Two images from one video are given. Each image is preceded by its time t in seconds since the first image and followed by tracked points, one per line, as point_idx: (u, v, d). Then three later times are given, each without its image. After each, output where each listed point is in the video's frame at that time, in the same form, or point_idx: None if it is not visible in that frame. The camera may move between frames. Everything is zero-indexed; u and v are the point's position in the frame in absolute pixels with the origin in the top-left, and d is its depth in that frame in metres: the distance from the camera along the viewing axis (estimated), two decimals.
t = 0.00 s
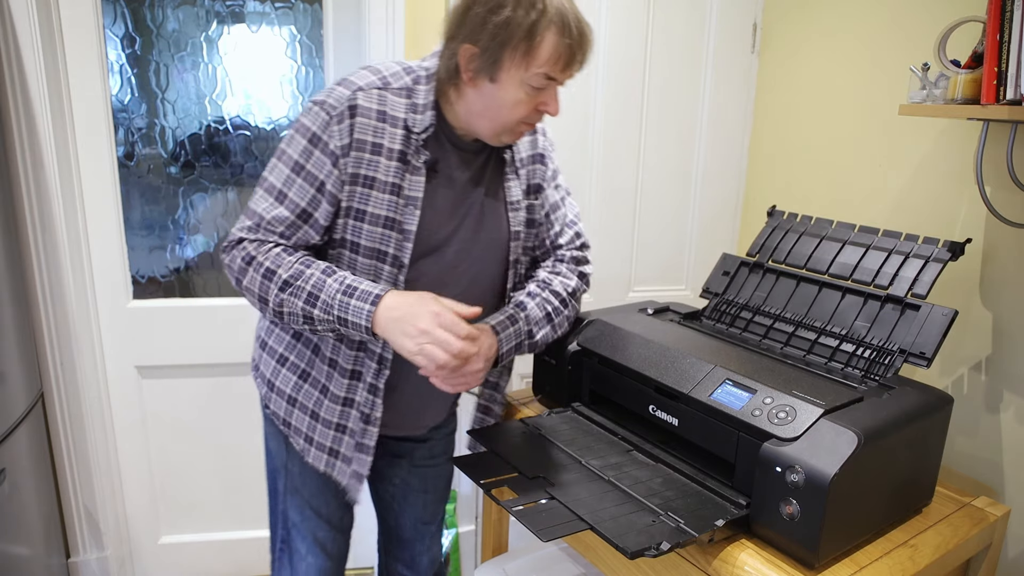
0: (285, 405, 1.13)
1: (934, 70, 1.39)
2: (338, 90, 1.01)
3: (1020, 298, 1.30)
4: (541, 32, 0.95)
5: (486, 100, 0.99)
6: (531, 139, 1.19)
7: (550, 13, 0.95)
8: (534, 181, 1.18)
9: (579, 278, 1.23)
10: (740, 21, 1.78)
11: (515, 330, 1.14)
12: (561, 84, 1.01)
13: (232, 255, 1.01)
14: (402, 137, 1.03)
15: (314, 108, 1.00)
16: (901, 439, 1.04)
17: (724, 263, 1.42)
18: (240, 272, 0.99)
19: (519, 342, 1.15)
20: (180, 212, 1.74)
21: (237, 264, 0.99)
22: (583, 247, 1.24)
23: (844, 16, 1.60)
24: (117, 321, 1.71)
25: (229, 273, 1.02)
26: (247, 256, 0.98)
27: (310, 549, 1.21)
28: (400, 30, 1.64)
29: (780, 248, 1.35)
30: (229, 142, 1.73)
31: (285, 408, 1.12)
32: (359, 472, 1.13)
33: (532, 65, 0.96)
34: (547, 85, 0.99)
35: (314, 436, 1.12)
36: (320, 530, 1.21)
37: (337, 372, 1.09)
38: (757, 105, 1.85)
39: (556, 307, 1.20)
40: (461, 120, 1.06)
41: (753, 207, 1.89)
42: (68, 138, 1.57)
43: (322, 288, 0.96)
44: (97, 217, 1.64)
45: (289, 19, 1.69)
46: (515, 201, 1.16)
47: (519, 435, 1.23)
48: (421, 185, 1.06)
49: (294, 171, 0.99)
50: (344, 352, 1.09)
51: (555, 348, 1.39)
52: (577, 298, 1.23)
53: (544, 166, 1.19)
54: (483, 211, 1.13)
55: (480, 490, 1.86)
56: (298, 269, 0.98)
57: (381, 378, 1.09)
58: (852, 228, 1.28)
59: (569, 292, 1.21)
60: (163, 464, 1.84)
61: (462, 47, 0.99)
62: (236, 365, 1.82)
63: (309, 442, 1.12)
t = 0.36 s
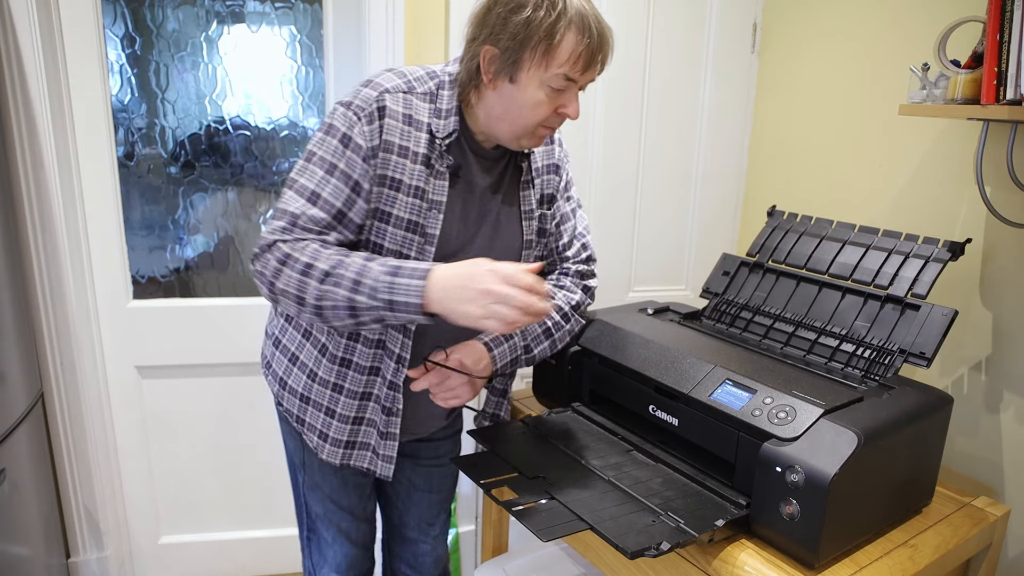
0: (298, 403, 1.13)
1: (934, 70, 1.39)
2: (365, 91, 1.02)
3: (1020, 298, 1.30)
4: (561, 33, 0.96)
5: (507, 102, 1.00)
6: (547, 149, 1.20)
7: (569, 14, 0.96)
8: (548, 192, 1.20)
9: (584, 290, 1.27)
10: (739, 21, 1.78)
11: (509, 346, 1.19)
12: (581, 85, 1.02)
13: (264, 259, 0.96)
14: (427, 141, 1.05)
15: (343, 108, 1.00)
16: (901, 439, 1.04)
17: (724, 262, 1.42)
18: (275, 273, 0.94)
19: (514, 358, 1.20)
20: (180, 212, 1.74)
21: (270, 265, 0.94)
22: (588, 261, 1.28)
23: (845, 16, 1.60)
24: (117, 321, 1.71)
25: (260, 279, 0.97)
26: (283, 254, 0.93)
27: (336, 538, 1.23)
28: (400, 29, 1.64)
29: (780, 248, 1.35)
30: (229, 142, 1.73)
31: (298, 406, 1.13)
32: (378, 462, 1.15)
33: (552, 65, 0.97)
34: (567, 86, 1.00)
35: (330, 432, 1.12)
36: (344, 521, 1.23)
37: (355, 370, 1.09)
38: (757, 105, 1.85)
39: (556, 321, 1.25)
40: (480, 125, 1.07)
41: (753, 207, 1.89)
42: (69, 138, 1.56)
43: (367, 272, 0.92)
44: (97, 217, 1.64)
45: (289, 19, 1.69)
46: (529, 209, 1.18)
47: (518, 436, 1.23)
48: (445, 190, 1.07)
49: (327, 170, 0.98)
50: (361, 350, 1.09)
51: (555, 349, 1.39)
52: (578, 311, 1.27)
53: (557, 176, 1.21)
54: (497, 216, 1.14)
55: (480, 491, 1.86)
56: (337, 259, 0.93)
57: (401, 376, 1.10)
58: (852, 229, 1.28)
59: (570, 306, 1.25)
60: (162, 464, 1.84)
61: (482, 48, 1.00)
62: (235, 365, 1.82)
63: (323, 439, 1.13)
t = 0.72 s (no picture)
0: (284, 407, 1.15)
1: (934, 70, 1.39)
2: (364, 100, 1.03)
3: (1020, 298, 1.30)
4: (547, 39, 0.96)
5: (495, 108, 1.01)
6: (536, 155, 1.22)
7: (555, 20, 0.96)
8: (539, 197, 1.22)
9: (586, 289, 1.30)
10: (740, 21, 1.78)
11: (513, 336, 1.20)
12: (569, 91, 1.01)
13: (299, 275, 0.95)
14: (424, 151, 1.06)
15: (344, 117, 1.01)
16: (901, 439, 1.05)
17: (724, 263, 1.42)
18: (312, 287, 0.93)
19: (519, 349, 1.21)
20: (180, 212, 1.74)
21: (307, 281, 0.94)
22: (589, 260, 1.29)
23: (845, 16, 1.60)
24: (117, 321, 1.71)
25: (293, 295, 0.96)
26: (321, 268, 0.93)
27: (320, 540, 1.25)
28: (400, 29, 1.64)
29: (780, 248, 1.35)
30: (229, 142, 1.73)
31: (284, 410, 1.14)
32: (359, 478, 1.14)
33: (538, 70, 0.97)
34: (554, 93, 1.00)
35: (315, 436, 1.14)
36: (327, 525, 1.25)
37: (345, 375, 1.12)
38: (757, 105, 1.85)
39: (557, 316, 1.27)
40: (472, 132, 1.07)
41: (753, 207, 1.89)
42: (69, 138, 1.56)
43: (416, 271, 0.93)
44: (97, 217, 1.64)
45: (289, 19, 1.69)
46: (518, 217, 1.20)
47: (518, 436, 1.23)
48: (443, 199, 1.08)
49: (343, 180, 0.98)
50: (353, 356, 1.12)
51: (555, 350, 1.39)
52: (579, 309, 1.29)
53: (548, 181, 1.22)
54: (482, 223, 1.17)
55: (480, 491, 1.86)
56: (379, 266, 0.94)
57: (390, 386, 1.11)
58: (852, 229, 1.29)
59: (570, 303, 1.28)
60: (162, 464, 1.84)
61: (472, 55, 1.01)
62: (235, 365, 1.82)
63: (308, 443, 1.15)
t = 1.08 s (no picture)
0: (259, 402, 1.17)
1: (934, 70, 1.39)
2: (345, 102, 1.07)
3: (1020, 298, 1.30)
4: (521, 42, 0.98)
5: (472, 110, 1.03)
6: (526, 157, 1.24)
7: (530, 25, 0.99)
8: (527, 200, 1.24)
9: (585, 288, 1.30)
10: (740, 21, 1.78)
11: (511, 335, 1.20)
12: (545, 95, 1.03)
13: (269, 266, 0.99)
14: (403, 153, 1.09)
15: (324, 118, 1.05)
16: (901, 439, 1.05)
17: (724, 263, 1.42)
18: (281, 279, 0.97)
19: (519, 348, 1.21)
20: (180, 212, 1.74)
21: (276, 272, 0.97)
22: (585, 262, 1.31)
23: (845, 16, 1.60)
24: (117, 321, 1.71)
25: (264, 287, 1.00)
26: (290, 260, 0.96)
27: (305, 537, 1.27)
28: (399, 30, 1.64)
29: (780, 248, 1.35)
30: (229, 142, 1.73)
31: (259, 405, 1.17)
32: (330, 474, 1.17)
33: (513, 72, 0.99)
34: (529, 95, 1.02)
35: (287, 432, 1.16)
36: (309, 522, 1.27)
37: (317, 372, 1.13)
38: (756, 105, 1.85)
39: (558, 315, 1.26)
40: (451, 136, 1.10)
41: (753, 207, 1.89)
42: (69, 138, 1.56)
43: (380, 258, 0.96)
44: (97, 217, 1.64)
45: (289, 19, 1.69)
46: (504, 217, 1.23)
47: (518, 435, 1.23)
48: (419, 202, 1.11)
49: (319, 178, 1.01)
50: (326, 353, 1.14)
51: (555, 349, 1.38)
52: (580, 309, 1.29)
53: (537, 185, 1.25)
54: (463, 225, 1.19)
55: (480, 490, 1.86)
56: (346, 256, 0.98)
57: (362, 383, 1.14)
58: (852, 228, 1.29)
59: (570, 302, 1.27)
60: (162, 464, 1.84)
61: (450, 61, 1.05)
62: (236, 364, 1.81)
63: (280, 439, 1.17)
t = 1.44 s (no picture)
0: (257, 397, 1.17)
1: (934, 70, 1.39)
2: (341, 104, 1.09)
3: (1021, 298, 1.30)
4: (494, 34, 1.03)
5: (448, 94, 1.07)
6: (523, 156, 1.24)
7: (506, 20, 1.03)
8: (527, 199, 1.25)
9: (583, 288, 1.30)
10: (740, 21, 1.78)
11: (510, 336, 1.21)
12: (515, 88, 1.04)
13: (259, 261, 1.00)
14: (397, 153, 1.10)
15: (321, 119, 1.07)
16: (901, 439, 1.05)
17: (724, 263, 1.42)
18: (271, 271, 0.98)
19: (518, 349, 1.22)
20: (181, 212, 1.74)
21: (267, 265, 0.98)
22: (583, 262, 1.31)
23: (846, 16, 1.60)
24: (117, 321, 1.71)
25: (255, 280, 1.01)
26: (279, 252, 0.97)
27: (304, 535, 1.29)
28: (399, 30, 1.64)
29: (780, 248, 1.35)
30: (229, 142, 1.73)
31: (256, 400, 1.17)
32: (329, 466, 1.18)
33: (483, 57, 1.03)
34: (498, 84, 1.04)
35: (286, 427, 1.16)
36: (310, 519, 1.29)
37: (315, 368, 1.14)
38: (756, 105, 1.85)
39: (557, 315, 1.26)
40: (433, 129, 1.13)
41: (753, 208, 1.89)
42: (68, 138, 1.56)
43: (363, 246, 0.95)
44: (97, 217, 1.64)
45: (289, 19, 1.69)
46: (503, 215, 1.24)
47: (518, 435, 1.23)
48: (414, 201, 1.11)
49: (313, 177, 1.03)
50: (323, 350, 1.14)
51: (555, 349, 1.38)
52: (579, 308, 1.28)
53: (536, 185, 1.26)
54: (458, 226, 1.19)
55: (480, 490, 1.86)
56: (332, 246, 0.97)
57: (360, 378, 1.14)
58: (852, 228, 1.29)
59: (569, 301, 1.27)
60: (162, 464, 1.84)
61: (439, 59, 1.12)
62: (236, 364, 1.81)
63: (278, 434, 1.17)
